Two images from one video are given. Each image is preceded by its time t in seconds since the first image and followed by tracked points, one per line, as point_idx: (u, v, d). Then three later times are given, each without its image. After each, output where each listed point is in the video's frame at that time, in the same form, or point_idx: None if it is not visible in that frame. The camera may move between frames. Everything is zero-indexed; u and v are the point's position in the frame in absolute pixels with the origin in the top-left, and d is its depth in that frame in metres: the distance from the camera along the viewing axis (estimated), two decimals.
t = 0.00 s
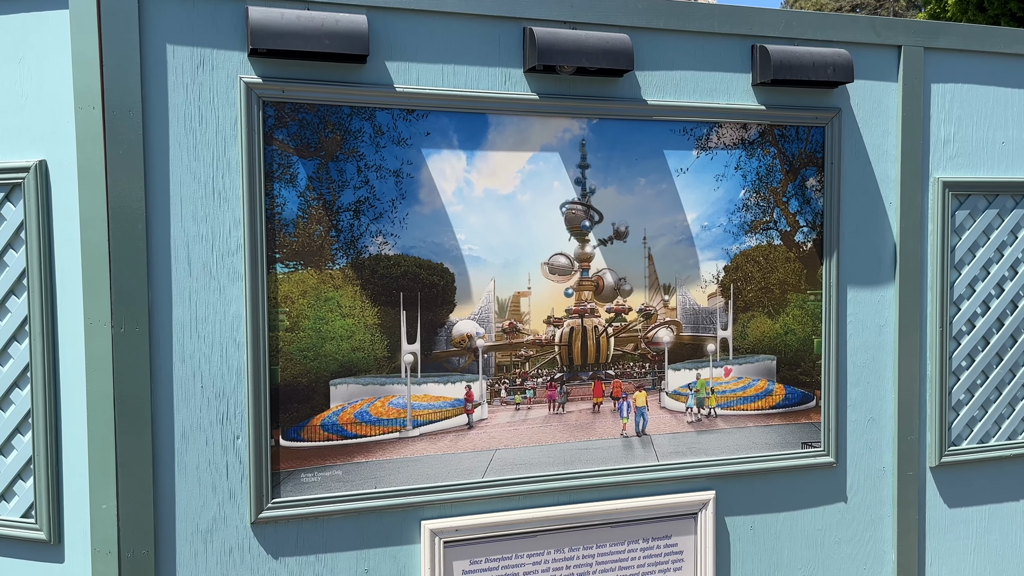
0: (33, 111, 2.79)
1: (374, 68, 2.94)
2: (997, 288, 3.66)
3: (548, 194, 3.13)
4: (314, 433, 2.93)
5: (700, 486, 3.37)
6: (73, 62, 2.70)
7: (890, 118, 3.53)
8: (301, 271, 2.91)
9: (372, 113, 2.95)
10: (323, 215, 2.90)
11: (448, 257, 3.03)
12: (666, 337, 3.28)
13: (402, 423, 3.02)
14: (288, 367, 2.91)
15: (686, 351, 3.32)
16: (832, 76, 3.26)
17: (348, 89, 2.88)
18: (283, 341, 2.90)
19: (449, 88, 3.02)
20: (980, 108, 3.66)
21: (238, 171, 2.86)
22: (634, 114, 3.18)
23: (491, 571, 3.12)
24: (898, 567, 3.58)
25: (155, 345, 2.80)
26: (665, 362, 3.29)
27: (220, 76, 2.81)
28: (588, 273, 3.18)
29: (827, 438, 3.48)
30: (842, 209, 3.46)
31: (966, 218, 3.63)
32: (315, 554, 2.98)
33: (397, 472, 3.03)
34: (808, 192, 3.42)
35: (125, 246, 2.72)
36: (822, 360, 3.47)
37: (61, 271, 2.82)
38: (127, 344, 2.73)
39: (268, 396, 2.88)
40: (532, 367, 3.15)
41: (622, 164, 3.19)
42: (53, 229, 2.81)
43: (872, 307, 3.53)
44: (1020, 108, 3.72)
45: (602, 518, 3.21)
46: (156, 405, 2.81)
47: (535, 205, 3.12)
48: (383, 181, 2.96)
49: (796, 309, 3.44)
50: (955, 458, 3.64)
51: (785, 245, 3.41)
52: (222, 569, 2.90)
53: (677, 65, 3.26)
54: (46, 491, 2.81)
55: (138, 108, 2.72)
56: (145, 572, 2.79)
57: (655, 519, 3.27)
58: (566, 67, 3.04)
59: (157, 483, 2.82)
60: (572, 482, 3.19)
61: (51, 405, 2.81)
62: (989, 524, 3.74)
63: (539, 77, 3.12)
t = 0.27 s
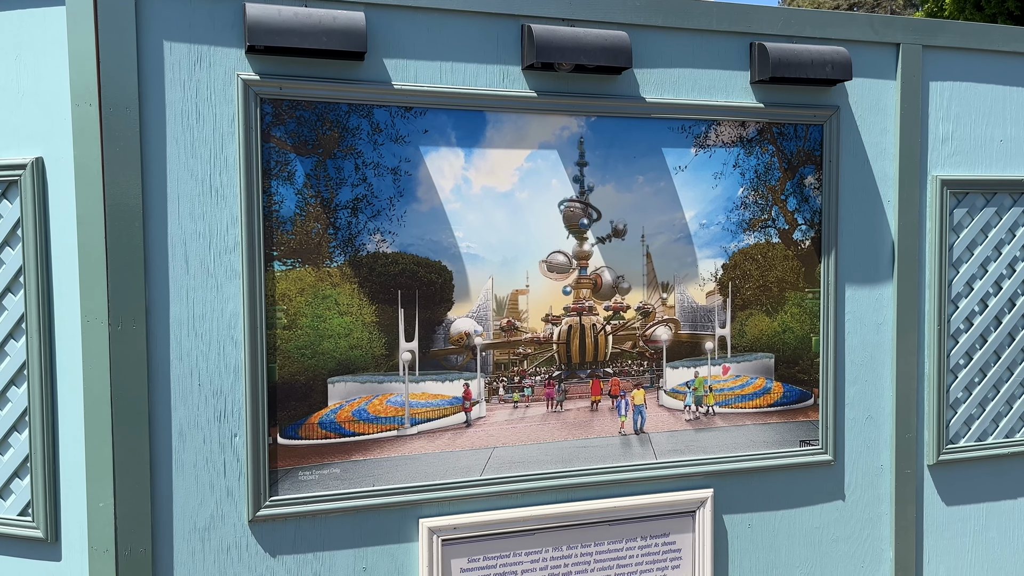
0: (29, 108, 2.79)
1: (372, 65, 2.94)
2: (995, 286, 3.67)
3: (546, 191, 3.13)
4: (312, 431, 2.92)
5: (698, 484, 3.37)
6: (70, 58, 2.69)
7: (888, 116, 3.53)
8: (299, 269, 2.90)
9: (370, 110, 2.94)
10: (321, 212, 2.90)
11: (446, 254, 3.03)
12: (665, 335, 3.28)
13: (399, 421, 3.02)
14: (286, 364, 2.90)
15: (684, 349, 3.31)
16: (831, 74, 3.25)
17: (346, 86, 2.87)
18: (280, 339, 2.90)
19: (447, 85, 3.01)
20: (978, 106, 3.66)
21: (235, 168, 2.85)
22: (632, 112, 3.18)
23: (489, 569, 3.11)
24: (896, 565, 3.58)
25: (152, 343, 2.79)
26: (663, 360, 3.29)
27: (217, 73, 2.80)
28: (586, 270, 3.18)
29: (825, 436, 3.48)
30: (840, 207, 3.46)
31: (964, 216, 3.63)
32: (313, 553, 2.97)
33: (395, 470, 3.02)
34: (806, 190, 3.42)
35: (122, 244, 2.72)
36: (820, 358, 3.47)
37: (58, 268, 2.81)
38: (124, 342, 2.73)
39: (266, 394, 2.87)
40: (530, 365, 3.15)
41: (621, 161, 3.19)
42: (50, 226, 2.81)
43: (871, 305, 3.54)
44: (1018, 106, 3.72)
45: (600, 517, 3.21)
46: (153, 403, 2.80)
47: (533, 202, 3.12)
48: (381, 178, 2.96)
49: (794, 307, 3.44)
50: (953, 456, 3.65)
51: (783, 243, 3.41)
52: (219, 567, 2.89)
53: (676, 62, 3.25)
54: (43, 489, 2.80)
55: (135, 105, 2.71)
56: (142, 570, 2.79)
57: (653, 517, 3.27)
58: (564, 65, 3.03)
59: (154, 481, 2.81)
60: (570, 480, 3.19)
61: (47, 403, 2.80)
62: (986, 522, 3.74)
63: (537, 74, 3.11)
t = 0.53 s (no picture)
0: (23, 108, 2.77)
1: (368, 65, 2.93)
2: (991, 286, 3.67)
3: (542, 191, 3.12)
4: (308, 432, 2.91)
5: (695, 484, 3.37)
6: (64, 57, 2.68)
7: (885, 115, 3.53)
8: (294, 269, 2.89)
9: (366, 110, 2.93)
10: (317, 212, 2.89)
11: (442, 254, 3.02)
12: (661, 335, 3.28)
13: (396, 422, 3.01)
14: (281, 365, 2.89)
15: (681, 349, 3.31)
16: (828, 74, 3.25)
17: (342, 86, 2.86)
18: (276, 339, 2.89)
19: (444, 85, 3.00)
20: (975, 105, 3.66)
21: (231, 168, 2.84)
22: (629, 111, 3.17)
23: (486, 570, 3.11)
24: (893, 565, 3.58)
25: (147, 344, 2.78)
26: (660, 360, 3.29)
27: (212, 72, 2.79)
28: (583, 271, 3.17)
29: (822, 436, 3.48)
30: (837, 207, 3.46)
31: (961, 216, 3.63)
32: (309, 554, 2.97)
33: (391, 471, 3.02)
34: (803, 190, 3.42)
35: (116, 244, 2.70)
36: (818, 358, 3.47)
37: (53, 269, 2.79)
38: (119, 342, 2.72)
39: (262, 395, 2.86)
40: (526, 365, 3.14)
41: (618, 161, 3.18)
42: (44, 226, 2.79)
43: (867, 305, 3.53)
44: (1015, 106, 3.72)
45: (597, 517, 3.21)
46: (149, 403, 2.79)
47: (530, 202, 3.11)
48: (377, 178, 2.95)
49: (791, 307, 3.44)
50: (950, 455, 3.65)
51: (780, 242, 3.41)
52: (215, 568, 2.88)
53: (673, 62, 3.25)
54: (38, 490, 2.79)
55: (129, 104, 2.70)
56: (137, 572, 2.78)
57: (650, 517, 3.27)
58: (561, 64, 3.03)
59: (149, 482, 2.80)
60: (567, 481, 3.19)
61: (42, 404, 2.79)
62: (983, 522, 3.74)
63: (534, 73, 3.10)
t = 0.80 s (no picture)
0: (20, 107, 2.76)
1: (366, 64, 2.92)
2: (990, 285, 3.67)
3: (541, 191, 3.12)
4: (306, 431, 2.91)
5: (693, 483, 3.36)
6: (62, 56, 2.67)
7: (884, 114, 3.53)
8: (292, 268, 2.88)
9: (365, 109, 2.93)
10: (315, 212, 2.88)
11: (441, 254, 3.02)
12: (660, 335, 3.27)
13: (395, 421, 3.00)
14: (279, 365, 2.89)
15: (680, 348, 3.31)
16: (827, 73, 3.25)
17: (340, 85, 2.86)
18: (275, 338, 2.88)
19: (442, 84, 3.00)
20: (974, 105, 3.66)
21: (229, 167, 2.83)
22: (628, 110, 3.17)
23: (485, 570, 3.10)
24: (892, 564, 3.58)
25: (145, 343, 2.77)
26: (659, 359, 3.28)
27: (210, 71, 2.78)
28: (582, 270, 3.17)
29: (821, 435, 3.47)
30: (836, 206, 3.46)
31: (960, 215, 3.63)
32: (308, 553, 2.96)
33: (390, 470, 3.01)
34: (802, 189, 3.42)
35: (114, 243, 2.70)
36: (816, 357, 3.46)
37: (50, 268, 2.79)
38: (117, 342, 2.71)
39: (260, 394, 2.85)
40: (525, 365, 3.13)
41: (616, 160, 3.18)
42: (42, 226, 2.78)
43: (866, 304, 3.53)
44: (1013, 105, 3.72)
45: (596, 516, 3.20)
46: (147, 403, 2.78)
47: (529, 202, 3.11)
48: (376, 178, 2.94)
49: (790, 306, 3.43)
50: (948, 455, 3.65)
51: (779, 242, 3.40)
52: (213, 568, 2.88)
53: (671, 61, 3.25)
54: (35, 490, 2.78)
55: (127, 103, 2.69)
56: (135, 571, 2.77)
57: (649, 516, 3.27)
58: (560, 64, 3.02)
59: (147, 482, 2.80)
60: (566, 480, 3.18)
61: (39, 404, 2.78)
62: (981, 521, 3.74)
63: (533, 72, 3.10)
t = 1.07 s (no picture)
0: (19, 107, 2.76)
1: (366, 64, 2.92)
2: (989, 286, 3.67)
3: (541, 191, 3.11)
4: (305, 432, 2.90)
5: (692, 484, 3.36)
6: (61, 56, 2.67)
7: (883, 115, 3.53)
8: (292, 268, 2.88)
9: (364, 109, 2.92)
10: (314, 212, 2.88)
11: (440, 254, 3.01)
12: (660, 335, 3.27)
13: (394, 422, 3.00)
14: (278, 365, 2.88)
15: (679, 349, 3.31)
16: (826, 73, 3.25)
17: (340, 85, 2.85)
18: (274, 339, 2.88)
19: (442, 84, 3.00)
20: (973, 105, 3.66)
21: (228, 167, 2.83)
22: (627, 111, 3.17)
23: (484, 570, 3.10)
24: (891, 564, 3.58)
25: (144, 344, 2.77)
26: (658, 360, 3.28)
27: (210, 71, 2.78)
28: (581, 270, 3.17)
29: (820, 436, 3.48)
30: (835, 207, 3.46)
31: (958, 216, 3.64)
32: (307, 554, 2.96)
33: (389, 471, 3.01)
34: (801, 190, 3.42)
35: (113, 243, 2.69)
36: (815, 358, 3.47)
37: (49, 268, 2.78)
38: (116, 342, 2.71)
39: (260, 394, 2.85)
40: (524, 365, 3.13)
41: (616, 160, 3.18)
42: (40, 226, 2.78)
43: (865, 305, 3.54)
44: (1012, 106, 3.73)
45: (595, 517, 3.20)
46: (146, 403, 2.78)
47: (528, 202, 3.11)
48: (375, 178, 2.94)
49: (789, 307, 3.44)
50: (947, 455, 3.65)
51: (778, 242, 3.41)
52: (212, 569, 2.87)
53: (671, 61, 3.25)
54: (34, 490, 2.78)
55: (126, 103, 2.69)
56: (134, 572, 2.76)
57: (648, 517, 3.27)
58: (559, 64, 3.02)
59: (145, 482, 2.79)
60: (565, 481, 3.18)
61: (38, 404, 2.78)
62: (980, 522, 3.75)
63: (532, 73, 3.10)
